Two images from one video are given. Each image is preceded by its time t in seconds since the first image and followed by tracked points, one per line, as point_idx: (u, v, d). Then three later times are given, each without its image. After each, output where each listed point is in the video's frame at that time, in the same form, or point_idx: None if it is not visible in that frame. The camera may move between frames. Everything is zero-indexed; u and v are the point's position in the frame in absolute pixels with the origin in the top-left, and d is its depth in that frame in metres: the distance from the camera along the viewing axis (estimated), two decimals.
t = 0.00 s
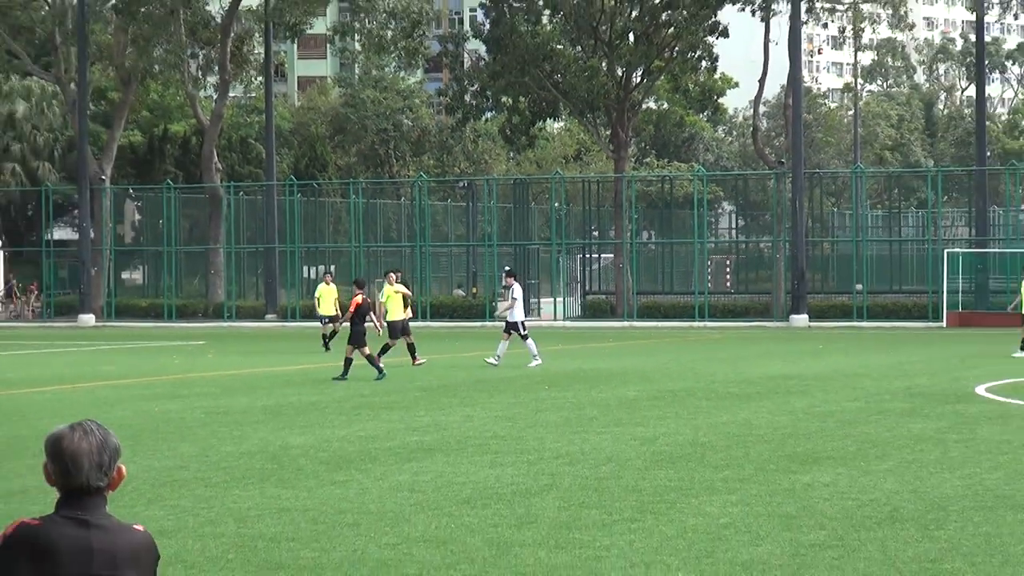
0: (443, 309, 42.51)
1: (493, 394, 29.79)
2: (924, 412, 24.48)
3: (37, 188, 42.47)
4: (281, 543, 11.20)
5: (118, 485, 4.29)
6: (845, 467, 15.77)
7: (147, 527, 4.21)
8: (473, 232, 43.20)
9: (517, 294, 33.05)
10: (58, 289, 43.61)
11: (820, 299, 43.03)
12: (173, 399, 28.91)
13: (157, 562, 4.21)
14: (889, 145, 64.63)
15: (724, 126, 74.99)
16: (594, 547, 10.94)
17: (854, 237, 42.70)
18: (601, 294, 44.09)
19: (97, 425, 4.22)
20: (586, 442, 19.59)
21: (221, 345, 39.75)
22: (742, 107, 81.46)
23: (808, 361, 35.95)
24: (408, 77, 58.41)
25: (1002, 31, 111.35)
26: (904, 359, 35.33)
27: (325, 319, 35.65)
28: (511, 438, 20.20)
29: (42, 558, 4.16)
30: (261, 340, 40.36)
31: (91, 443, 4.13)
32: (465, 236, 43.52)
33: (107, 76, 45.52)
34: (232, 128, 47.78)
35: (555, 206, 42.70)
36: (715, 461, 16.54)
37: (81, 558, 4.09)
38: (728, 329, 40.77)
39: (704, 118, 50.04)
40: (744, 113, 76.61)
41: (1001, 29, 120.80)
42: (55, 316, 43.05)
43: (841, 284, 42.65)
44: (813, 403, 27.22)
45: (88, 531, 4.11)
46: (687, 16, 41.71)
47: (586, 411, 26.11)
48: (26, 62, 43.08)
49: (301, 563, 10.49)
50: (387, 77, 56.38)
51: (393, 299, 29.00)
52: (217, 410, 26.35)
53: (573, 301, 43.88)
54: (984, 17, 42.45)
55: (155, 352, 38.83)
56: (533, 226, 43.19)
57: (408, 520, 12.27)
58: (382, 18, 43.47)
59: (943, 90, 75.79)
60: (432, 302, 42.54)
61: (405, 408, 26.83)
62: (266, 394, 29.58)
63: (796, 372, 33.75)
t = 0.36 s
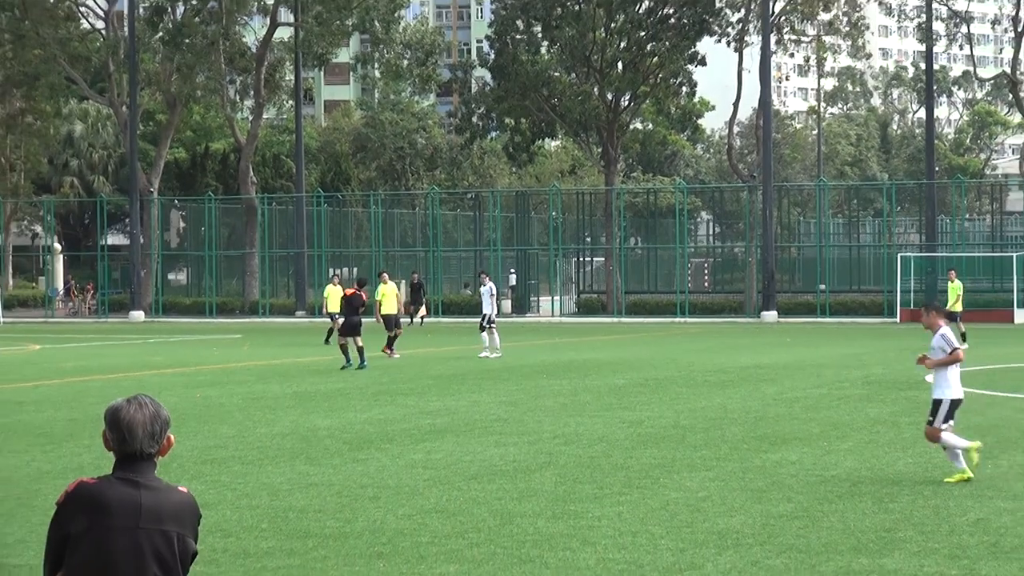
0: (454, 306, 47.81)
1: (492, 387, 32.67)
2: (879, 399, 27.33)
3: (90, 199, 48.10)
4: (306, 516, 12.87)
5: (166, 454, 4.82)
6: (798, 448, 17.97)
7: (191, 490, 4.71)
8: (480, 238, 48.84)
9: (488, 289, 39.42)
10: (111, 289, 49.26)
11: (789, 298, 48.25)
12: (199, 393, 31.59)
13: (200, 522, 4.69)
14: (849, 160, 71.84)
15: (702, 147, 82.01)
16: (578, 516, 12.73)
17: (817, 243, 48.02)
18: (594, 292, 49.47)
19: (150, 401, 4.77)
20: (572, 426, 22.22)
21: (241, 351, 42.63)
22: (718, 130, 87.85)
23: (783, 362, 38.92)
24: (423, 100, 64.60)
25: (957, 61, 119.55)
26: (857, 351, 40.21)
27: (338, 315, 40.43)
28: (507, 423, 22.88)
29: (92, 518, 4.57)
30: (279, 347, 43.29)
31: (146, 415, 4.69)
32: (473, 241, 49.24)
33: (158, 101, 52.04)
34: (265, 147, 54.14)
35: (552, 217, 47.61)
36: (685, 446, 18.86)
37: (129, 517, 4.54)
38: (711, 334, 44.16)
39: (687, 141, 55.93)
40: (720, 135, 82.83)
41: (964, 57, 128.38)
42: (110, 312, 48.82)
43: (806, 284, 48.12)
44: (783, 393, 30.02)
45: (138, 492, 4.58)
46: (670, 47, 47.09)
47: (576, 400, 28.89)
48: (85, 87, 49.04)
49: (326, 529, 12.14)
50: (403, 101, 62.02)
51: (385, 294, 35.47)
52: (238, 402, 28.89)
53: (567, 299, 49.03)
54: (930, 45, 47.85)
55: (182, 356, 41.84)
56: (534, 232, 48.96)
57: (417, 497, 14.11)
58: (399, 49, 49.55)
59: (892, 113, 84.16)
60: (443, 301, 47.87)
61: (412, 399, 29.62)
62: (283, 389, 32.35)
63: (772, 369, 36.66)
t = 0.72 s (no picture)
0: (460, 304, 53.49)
1: (492, 378, 36.33)
2: (839, 388, 30.38)
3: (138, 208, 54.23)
4: (332, 497, 15.12)
5: (191, 436, 5.39)
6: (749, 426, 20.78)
7: (214, 469, 5.29)
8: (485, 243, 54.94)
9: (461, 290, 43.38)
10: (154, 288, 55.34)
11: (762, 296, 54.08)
12: (220, 385, 34.44)
13: (222, 496, 5.27)
14: (815, 173, 82.20)
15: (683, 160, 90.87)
16: (564, 496, 14.96)
17: (785, 247, 54.02)
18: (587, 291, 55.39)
19: (178, 388, 5.33)
20: (560, 414, 25.12)
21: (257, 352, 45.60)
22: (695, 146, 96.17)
23: (759, 360, 42.18)
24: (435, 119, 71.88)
25: (906, 86, 129.70)
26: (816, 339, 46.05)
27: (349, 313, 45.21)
28: (503, 413, 25.74)
29: (122, 493, 5.13)
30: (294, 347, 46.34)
31: (174, 400, 5.24)
32: (478, 245, 55.37)
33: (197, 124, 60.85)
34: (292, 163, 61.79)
35: (549, 223, 53.93)
36: (658, 432, 21.61)
37: (156, 490, 5.10)
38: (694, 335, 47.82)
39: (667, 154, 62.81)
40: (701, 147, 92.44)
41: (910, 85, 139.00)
42: (155, 309, 54.75)
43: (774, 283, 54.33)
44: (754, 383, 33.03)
45: (164, 469, 5.15)
46: (654, 73, 53.07)
47: (566, 390, 31.80)
48: (132, 109, 55.04)
49: (351, 507, 14.46)
50: (417, 121, 68.76)
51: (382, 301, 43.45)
52: (257, 393, 31.56)
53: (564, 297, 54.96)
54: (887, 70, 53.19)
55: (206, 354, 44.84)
56: (533, 238, 55.08)
57: (425, 481, 16.47)
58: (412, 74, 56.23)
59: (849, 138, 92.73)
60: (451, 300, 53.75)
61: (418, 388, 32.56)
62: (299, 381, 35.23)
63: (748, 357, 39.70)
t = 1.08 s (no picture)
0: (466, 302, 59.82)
1: (491, 362, 39.98)
2: (809, 372, 32.99)
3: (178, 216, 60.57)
4: (353, 476, 16.89)
5: (210, 424, 5.67)
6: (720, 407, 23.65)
7: (231, 457, 5.57)
8: (489, 247, 61.39)
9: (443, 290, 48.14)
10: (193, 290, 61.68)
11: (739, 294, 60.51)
12: (241, 369, 37.30)
13: (239, 481, 5.53)
14: (784, 186, 94.55)
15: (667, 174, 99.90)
16: (561, 477, 16.59)
17: (758, 252, 60.43)
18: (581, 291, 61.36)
19: (199, 380, 5.62)
20: (552, 399, 27.38)
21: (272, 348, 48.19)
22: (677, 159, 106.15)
23: (739, 344, 45.93)
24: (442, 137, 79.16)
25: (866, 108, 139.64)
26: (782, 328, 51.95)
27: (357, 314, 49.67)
28: (500, 396, 28.03)
29: (144, 481, 5.42)
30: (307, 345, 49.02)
31: (194, 393, 5.52)
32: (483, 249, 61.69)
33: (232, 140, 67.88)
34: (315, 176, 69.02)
35: (547, 230, 60.25)
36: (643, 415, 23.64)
37: (175, 477, 5.38)
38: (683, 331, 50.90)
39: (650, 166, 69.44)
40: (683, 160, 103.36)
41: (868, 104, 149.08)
42: (193, 307, 61.14)
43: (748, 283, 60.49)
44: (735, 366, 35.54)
45: (183, 460, 5.43)
46: (641, 96, 59.33)
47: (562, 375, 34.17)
48: (173, 128, 61.44)
49: (370, 485, 16.21)
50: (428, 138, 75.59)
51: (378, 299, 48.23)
52: (270, 378, 33.77)
53: (559, 297, 61.05)
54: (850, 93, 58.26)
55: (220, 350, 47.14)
56: (533, 242, 61.30)
57: (435, 462, 18.17)
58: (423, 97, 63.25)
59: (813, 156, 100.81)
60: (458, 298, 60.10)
61: (424, 375, 34.89)
62: (311, 368, 37.65)
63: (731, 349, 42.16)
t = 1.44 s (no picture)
0: (468, 301, 62.28)
1: (485, 344, 41.06)
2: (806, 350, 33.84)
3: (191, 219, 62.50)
4: (351, 436, 17.42)
5: (215, 419, 5.92)
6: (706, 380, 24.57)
7: (235, 450, 5.81)
8: (490, 249, 63.86)
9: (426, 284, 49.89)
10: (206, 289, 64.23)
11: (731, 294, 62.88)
12: (243, 350, 38.34)
13: (243, 473, 5.79)
14: (773, 190, 97.13)
15: (661, 178, 102.65)
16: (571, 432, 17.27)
17: (749, 253, 62.77)
18: (579, 291, 63.79)
19: (203, 377, 5.87)
20: (557, 371, 28.14)
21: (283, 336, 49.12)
22: (671, 164, 109.39)
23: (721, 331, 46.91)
24: (446, 143, 82.42)
25: (854, 116, 142.82)
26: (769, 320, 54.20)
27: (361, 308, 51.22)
28: (507, 370, 28.80)
29: (152, 474, 5.70)
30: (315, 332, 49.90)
31: (199, 388, 5.78)
32: (484, 251, 64.13)
33: (243, 144, 71.14)
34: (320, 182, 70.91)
35: (546, 233, 62.55)
36: (646, 383, 24.37)
37: (181, 469, 5.65)
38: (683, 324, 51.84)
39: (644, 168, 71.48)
40: (677, 166, 106.47)
41: (855, 111, 152.46)
42: (206, 307, 63.92)
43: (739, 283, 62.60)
44: (735, 346, 36.34)
45: (189, 453, 5.69)
46: (636, 105, 61.70)
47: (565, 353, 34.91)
48: (187, 134, 63.81)
49: (369, 444, 16.72)
50: (431, 145, 78.51)
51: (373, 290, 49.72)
52: (280, 356, 34.46)
53: (558, 296, 63.57)
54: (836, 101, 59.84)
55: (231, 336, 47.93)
56: (533, 244, 63.55)
57: (437, 422, 18.89)
58: (428, 104, 65.47)
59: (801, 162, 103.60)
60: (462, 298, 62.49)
61: (431, 353, 35.67)
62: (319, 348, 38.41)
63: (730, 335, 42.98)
